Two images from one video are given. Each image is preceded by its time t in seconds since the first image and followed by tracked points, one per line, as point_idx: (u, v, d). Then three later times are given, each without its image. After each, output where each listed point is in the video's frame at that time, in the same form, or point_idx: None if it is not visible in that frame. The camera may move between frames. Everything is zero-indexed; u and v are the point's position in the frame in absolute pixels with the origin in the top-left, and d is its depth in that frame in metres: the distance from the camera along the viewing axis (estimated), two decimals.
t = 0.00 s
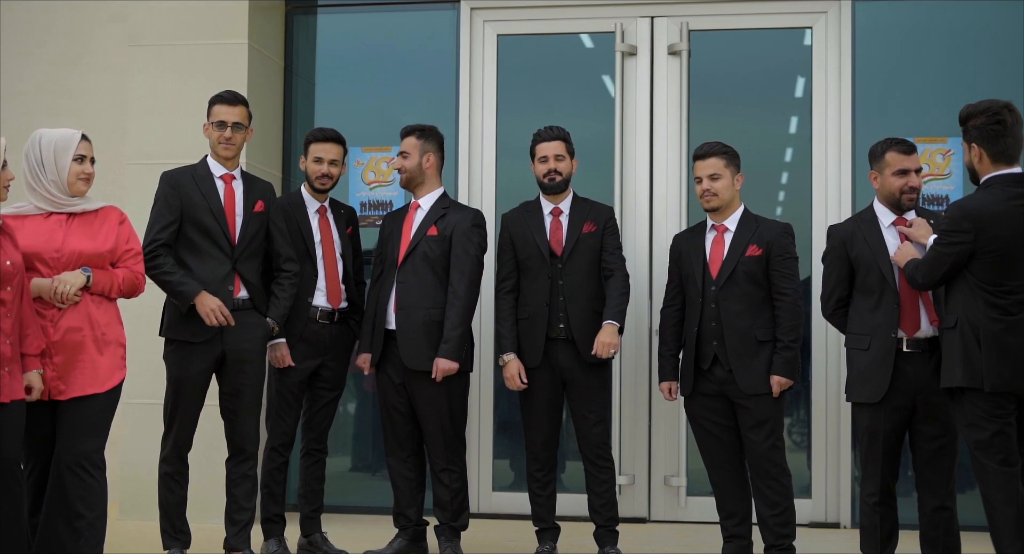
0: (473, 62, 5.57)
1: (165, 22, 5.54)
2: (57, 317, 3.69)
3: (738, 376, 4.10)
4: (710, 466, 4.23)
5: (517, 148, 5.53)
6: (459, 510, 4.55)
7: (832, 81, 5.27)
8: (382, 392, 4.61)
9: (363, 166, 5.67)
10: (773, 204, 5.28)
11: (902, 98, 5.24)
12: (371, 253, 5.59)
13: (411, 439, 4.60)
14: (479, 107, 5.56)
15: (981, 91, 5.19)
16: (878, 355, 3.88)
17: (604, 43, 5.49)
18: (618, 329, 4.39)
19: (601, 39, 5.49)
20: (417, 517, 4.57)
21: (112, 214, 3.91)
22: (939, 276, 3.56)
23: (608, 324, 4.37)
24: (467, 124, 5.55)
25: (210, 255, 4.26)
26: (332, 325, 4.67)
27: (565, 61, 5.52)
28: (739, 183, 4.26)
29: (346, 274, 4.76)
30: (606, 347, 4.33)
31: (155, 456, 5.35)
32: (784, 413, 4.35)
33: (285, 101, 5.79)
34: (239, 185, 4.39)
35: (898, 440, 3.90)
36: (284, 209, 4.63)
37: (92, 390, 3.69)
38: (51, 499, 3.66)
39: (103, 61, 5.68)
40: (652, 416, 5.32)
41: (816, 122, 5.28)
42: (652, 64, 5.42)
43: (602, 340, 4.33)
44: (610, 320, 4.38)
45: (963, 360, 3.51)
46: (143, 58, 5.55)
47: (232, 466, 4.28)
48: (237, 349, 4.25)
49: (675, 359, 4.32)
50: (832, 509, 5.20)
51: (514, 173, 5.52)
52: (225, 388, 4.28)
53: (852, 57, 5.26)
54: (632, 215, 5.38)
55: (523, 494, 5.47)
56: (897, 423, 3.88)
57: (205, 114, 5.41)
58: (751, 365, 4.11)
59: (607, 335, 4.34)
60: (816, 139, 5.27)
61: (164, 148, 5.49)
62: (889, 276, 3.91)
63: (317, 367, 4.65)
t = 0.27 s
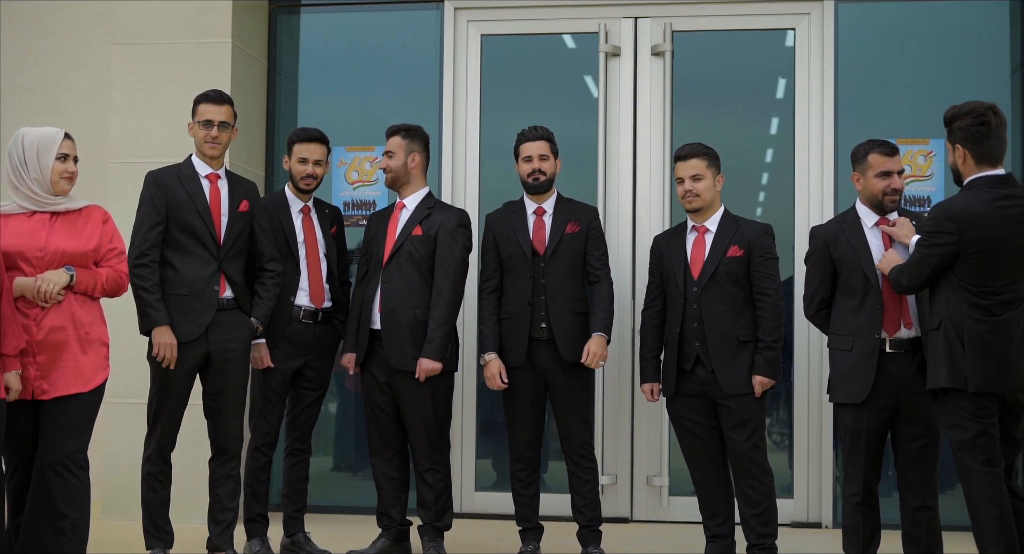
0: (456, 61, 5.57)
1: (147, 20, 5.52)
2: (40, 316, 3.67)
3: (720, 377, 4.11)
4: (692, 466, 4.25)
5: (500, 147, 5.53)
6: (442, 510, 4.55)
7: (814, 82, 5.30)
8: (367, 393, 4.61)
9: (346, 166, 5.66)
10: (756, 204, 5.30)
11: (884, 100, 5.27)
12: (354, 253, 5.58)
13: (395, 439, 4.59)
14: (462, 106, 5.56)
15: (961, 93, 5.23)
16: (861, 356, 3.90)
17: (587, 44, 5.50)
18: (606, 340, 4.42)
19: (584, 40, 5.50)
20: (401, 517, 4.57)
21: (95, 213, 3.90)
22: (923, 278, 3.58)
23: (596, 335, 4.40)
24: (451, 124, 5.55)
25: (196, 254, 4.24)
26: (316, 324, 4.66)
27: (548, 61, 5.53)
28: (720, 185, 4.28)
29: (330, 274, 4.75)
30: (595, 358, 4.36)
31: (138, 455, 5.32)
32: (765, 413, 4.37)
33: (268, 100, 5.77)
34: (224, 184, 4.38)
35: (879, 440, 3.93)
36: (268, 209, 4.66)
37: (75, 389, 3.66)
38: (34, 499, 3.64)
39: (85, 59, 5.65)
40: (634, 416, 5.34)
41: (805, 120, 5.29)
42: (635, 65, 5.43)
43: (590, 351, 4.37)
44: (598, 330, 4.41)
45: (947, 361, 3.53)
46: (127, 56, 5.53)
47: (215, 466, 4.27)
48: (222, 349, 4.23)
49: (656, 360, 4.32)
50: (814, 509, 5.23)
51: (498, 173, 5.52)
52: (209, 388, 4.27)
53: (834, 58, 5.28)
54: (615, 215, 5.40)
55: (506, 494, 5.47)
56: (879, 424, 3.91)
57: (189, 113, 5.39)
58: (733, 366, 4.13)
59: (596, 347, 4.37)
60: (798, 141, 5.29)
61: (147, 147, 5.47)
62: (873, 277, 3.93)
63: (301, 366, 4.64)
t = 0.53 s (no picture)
0: (440, 61, 5.57)
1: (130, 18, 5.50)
2: (23, 316, 3.64)
3: (704, 377, 4.12)
4: (676, 466, 4.26)
5: (484, 148, 5.53)
6: (427, 510, 4.55)
7: (797, 83, 5.32)
8: (352, 393, 4.60)
9: (329, 166, 5.65)
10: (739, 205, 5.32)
11: (867, 101, 5.29)
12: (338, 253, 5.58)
13: (379, 439, 4.58)
14: (445, 106, 5.56)
15: (943, 95, 5.26)
16: (844, 356, 3.92)
17: (570, 44, 5.50)
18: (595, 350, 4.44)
19: (566, 40, 5.51)
20: (385, 517, 4.56)
21: (79, 213, 3.88)
22: (908, 279, 3.60)
23: (585, 346, 4.42)
24: (435, 124, 5.54)
25: (181, 254, 4.23)
26: (299, 325, 4.65)
27: (532, 61, 5.53)
28: (704, 186, 4.29)
29: (314, 274, 4.74)
30: (587, 370, 4.38)
31: (121, 456, 5.30)
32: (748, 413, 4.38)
33: (251, 99, 5.76)
34: (208, 184, 4.36)
35: (862, 440, 3.95)
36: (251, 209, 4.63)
37: (58, 389, 3.65)
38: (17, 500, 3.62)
39: (68, 58, 5.62)
40: (617, 416, 5.34)
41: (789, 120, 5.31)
42: (619, 65, 5.44)
43: (582, 363, 4.38)
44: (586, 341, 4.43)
45: (934, 362, 3.54)
46: (110, 54, 5.50)
47: (198, 467, 4.25)
48: (207, 349, 4.22)
49: (639, 361, 4.32)
50: (797, 509, 5.25)
51: (482, 173, 5.52)
52: (193, 388, 4.25)
53: (817, 60, 5.30)
54: (599, 215, 5.40)
55: (490, 494, 5.47)
56: (863, 424, 3.93)
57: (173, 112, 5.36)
58: (716, 366, 4.14)
59: (586, 358, 4.39)
60: (781, 141, 5.31)
61: (130, 146, 5.44)
62: (857, 278, 3.95)
63: (285, 366, 4.63)
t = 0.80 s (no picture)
0: (424, 61, 5.56)
1: (113, 17, 5.47)
2: (6, 315, 3.62)
3: (688, 377, 4.13)
4: (661, 465, 4.27)
5: (469, 147, 5.52)
6: (412, 510, 4.54)
7: (781, 84, 5.34)
8: (337, 393, 4.59)
9: (313, 165, 5.64)
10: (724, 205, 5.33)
11: (850, 102, 5.31)
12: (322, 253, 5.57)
13: (364, 439, 4.58)
14: (429, 105, 5.55)
15: (925, 96, 5.28)
16: (829, 356, 3.94)
17: (552, 43, 5.51)
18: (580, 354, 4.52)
19: (549, 40, 5.51)
20: (370, 517, 4.55)
21: (62, 213, 3.85)
22: (894, 280, 3.63)
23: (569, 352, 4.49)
24: (419, 123, 5.54)
25: (165, 254, 4.21)
26: (284, 324, 4.63)
27: (517, 61, 5.53)
28: (689, 185, 4.31)
29: (297, 274, 4.73)
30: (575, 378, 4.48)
31: (106, 457, 5.27)
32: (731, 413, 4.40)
33: (234, 98, 5.74)
34: (192, 183, 4.34)
35: (846, 440, 3.97)
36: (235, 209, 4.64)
37: (41, 389, 3.62)
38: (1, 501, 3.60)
39: (50, 57, 5.58)
40: (601, 415, 5.35)
41: (760, 123, 5.35)
42: (603, 65, 5.45)
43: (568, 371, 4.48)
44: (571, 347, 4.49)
45: (920, 361, 3.56)
46: (94, 53, 5.47)
47: (183, 468, 4.23)
48: (192, 349, 4.20)
49: (624, 360, 4.33)
50: (781, 509, 5.26)
51: (467, 173, 5.52)
52: (177, 389, 4.23)
53: (801, 60, 5.32)
54: (583, 215, 5.41)
55: (475, 494, 5.47)
56: (848, 423, 3.94)
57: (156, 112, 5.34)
58: (701, 366, 4.15)
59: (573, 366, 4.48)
60: (765, 142, 5.33)
61: (114, 145, 5.41)
62: (841, 278, 3.96)
63: (269, 366, 4.61)
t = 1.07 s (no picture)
0: (406, 60, 5.55)
1: (93, 16, 5.43)
2: None
3: (670, 376, 4.14)
4: (643, 465, 4.28)
5: (451, 147, 5.52)
6: (394, 510, 4.53)
7: (762, 84, 5.35)
8: (319, 392, 4.58)
9: (294, 164, 5.62)
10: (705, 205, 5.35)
11: (831, 103, 5.34)
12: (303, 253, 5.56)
13: (346, 439, 4.56)
14: (410, 105, 5.54)
15: (904, 97, 5.31)
16: (810, 356, 3.95)
17: (532, 43, 5.51)
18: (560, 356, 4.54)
19: (529, 39, 5.51)
20: (352, 517, 4.54)
21: (43, 212, 3.83)
22: (878, 281, 3.65)
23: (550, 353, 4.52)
24: (400, 123, 5.53)
25: (146, 254, 4.19)
26: (265, 324, 4.62)
27: (498, 60, 5.53)
28: (674, 185, 4.32)
29: (278, 273, 4.71)
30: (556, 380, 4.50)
31: (86, 458, 5.24)
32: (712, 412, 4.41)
33: (214, 97, 5.71)
34: (172, 182, 4.31)
35: (827, 439, 3.98)
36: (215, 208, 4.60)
37: (21, 390, 3.61)
38: None
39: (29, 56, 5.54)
40: (583, 415, 5.36)
41: (742, 123, 5.37)
42: (584, 65, 5.45)
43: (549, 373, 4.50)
44: (551, 348, 4.51)
45: (904, 359, 3.58)
46: (73, 51, 5.43)
47: (164, 468, 4.21)
48: (174, 349, 4.19)
49: (606, 359, 4.33)
50: (761, 508, 5.29)
51: (448, 173, 5.52)
52: (158, 389, 4.21)
53: (782, 61, 5.34)
54: (565, 215, 5.41)
55: (457, 494, 5.47)
56: (829, 422, 3.96)
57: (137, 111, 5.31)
58: (682, 366, 4.16)
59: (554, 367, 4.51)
60: (746, 142, 5.34)
61: (94, 145, 5.38)
62: (823, 278, 3.98)
63: (251, 366, 4.60)
